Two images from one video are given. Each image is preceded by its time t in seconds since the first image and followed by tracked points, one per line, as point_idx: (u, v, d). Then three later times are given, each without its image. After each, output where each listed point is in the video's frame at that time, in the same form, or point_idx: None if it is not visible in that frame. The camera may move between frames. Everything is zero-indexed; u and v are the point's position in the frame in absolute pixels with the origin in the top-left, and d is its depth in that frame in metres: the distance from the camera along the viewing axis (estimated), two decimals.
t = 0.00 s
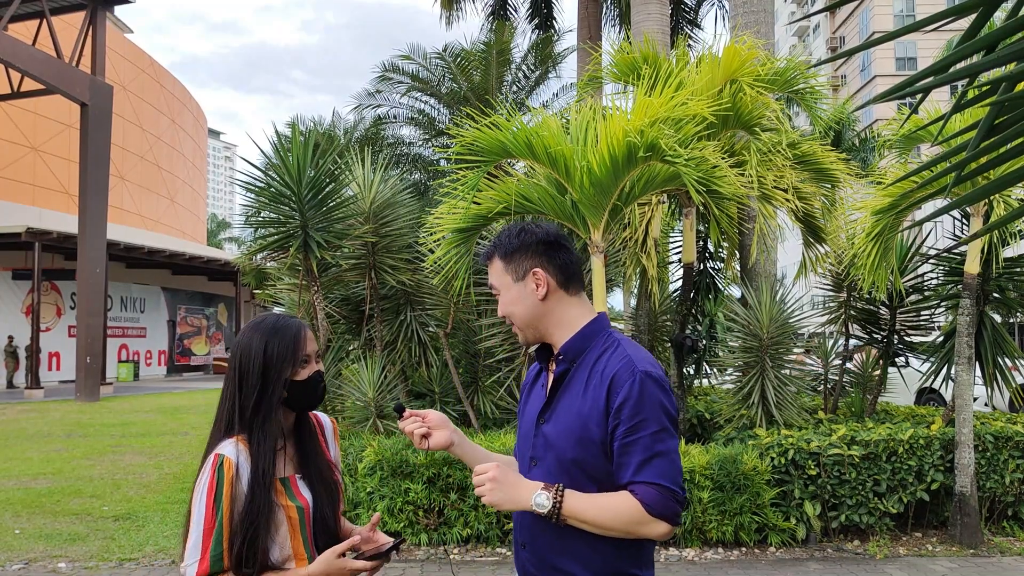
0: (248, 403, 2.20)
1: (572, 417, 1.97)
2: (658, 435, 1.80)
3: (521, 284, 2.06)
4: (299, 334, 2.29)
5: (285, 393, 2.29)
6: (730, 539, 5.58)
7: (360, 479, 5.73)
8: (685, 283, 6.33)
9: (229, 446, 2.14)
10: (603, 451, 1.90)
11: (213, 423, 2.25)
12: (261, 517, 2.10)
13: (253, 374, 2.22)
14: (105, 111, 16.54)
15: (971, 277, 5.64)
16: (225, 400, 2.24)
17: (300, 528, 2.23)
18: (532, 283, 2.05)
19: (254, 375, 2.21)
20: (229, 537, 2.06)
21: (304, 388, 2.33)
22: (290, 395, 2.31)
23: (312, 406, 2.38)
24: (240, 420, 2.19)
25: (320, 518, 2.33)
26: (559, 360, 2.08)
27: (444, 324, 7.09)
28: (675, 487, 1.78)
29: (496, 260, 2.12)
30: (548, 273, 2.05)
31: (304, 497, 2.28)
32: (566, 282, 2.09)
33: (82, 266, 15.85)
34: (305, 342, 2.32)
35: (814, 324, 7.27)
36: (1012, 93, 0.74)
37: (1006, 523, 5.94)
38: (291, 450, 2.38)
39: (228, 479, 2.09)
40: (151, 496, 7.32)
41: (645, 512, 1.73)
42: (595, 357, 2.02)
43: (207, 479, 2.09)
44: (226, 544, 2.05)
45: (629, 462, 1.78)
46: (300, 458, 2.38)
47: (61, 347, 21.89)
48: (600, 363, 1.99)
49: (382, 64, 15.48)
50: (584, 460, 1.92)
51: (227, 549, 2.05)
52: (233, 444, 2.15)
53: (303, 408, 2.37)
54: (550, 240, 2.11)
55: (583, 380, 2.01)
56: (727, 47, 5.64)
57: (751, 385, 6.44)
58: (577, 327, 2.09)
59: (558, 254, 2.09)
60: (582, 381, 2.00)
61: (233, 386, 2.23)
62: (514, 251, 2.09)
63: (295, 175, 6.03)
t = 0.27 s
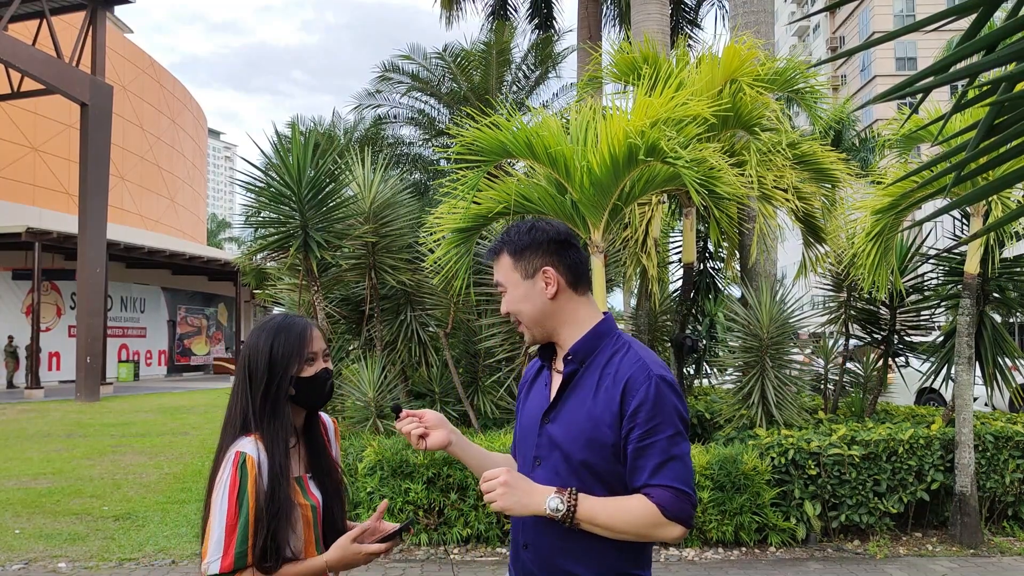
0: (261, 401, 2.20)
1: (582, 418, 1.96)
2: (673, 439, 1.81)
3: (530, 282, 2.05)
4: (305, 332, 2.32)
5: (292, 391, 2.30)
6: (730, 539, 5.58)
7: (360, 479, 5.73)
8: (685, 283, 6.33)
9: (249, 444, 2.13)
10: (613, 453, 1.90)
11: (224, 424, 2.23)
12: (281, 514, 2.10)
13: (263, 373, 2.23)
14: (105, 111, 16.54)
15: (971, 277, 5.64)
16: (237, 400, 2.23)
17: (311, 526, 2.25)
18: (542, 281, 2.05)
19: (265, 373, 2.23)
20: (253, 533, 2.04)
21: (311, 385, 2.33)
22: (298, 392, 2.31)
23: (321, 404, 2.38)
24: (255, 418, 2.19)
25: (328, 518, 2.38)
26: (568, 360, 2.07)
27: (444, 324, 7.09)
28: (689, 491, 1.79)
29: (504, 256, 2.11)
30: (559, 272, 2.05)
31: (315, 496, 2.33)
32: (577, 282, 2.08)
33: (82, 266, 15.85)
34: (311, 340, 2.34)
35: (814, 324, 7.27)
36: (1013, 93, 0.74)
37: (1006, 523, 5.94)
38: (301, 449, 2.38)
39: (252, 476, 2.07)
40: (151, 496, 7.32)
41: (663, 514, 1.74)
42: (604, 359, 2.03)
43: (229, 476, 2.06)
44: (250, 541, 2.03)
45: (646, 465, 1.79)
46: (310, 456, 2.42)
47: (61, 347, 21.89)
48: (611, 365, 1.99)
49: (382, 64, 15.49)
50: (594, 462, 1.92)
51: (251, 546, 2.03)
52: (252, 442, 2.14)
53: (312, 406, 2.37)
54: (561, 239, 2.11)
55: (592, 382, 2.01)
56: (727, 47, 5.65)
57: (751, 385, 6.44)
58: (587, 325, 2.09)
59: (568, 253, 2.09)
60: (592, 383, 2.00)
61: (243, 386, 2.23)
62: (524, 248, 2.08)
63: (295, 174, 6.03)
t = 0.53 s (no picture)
0: (264, 396, 2.21)
1: (574, 421, 1.96)
2: (669, 444, 1.84)
3: (527, 283, 2.05)
4: (308, 329, 2.33)
5: (295, 387, 2.30)
6: (730, 539, 5.58)
7: (360, 480, 5.73)
8: (685, 283, 6.33)
9: (254, 435, 2.15)
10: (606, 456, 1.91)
11: (231, 419, 2.25)
12: (284, 505, 2.10)
13: (266, 369, 2.24)
14: (105, 111, 16.54)
15: (971, 277, 5.64)
16: (244, 393, 2.25)
17: (313, 521, 2.24)
18: (538, 282, 2.06)
19: (268, 369, 2.24)
20: (256, 522, 2.04)
21: (314, 382, 2.32)
22: (301, 389, 2.31)
23: (324, 401, 2.37)
24: (260, 412, 2.20)
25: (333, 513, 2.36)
26: (559, 362, 2.06)
27: (444, 324, 7.09)
28: (685, 494, 1.83)
29: (500, 255, 2.10)
30: (555, 274, 2.06)
31: (319, 492, 2.31)
32: (570, 285, 2.10)
33: (82, 266, 15.85)
34: (314, 337, 2.35)
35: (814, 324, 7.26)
36: (1012, 93, 0.74)
37: (1006, 523, 5.93)
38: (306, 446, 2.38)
39: (256, 466, 2.09)
40: (150, 496, 7.32)
41: (665, 519, 1.77)
42: (596, 362, 2.03)
43: (234, 465, 2.08)
44: (252, 530, 2.04)
45: (646, 471, 1.81)
46: (316, 454, 2.42)
47: (61, 347, 21.89)
48: (604, 370, 1.99)
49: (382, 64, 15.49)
50: (586, 466, 1.92)
51: (254, 535, 2.04)
52: (257, 433, 2.16)
53: (316, 404, 2.36)
54: (557, 241, 2.12)
55: (584, 385, 2.00)
56: (727, 47, 5.65)
57: (751, 385, 6.44)
58: (577, 329, 2.11)
59: (564, 256, 2.10)
60: (584, 386, 1.99)
61: (247, 381, 2.24)
62: (523, 248, 2.07)
63: (295, 174, 6.03)
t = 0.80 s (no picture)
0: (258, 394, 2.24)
1: (552, 423, 1.96)
2: (639, 449, 1.85)
3: (515, 287, 2.05)
4: (303, 329, 2.35)
5: (289, 386, 2.31)
6: (730, 539, 5.58)
7: (360, 479, 5.73)
8: (685, 283, 6.33)
9: (245, 432, 2.18)
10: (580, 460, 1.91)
11: (228, 418, 2.28)
12: (275, 501, 2.11)
13: (260, 368, 2.27)
14: (105, 111, 16.54)
15: (971, 277, 5.65)
16: (238, 392, 2.29)
17: (305, 519, 2.23)
18: (527, 286, 2.06)
19: (261, 368, 2.27)
20: (246, 517, 2.06)
21: (308, 381, 2.33)
22: (296, 388, 2.32)
23: (320, 400, 2.38)
24: (253, 410, 2.22)
25: (328, 511, 2.34)
26: (542, 366, 2.06)
27: (444, 324, 7.09)
28: (649, 500, 1.84)
29: (490, 259, 2.10)
30: (544, 278, 2.06)
31: (312, 490, 2.30)
32: (558, 289, 2.10)
33: (82, 266, 15.84)
34: (308, 337, 2.36)
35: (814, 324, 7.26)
36: (1012, 93, 0.74)
37: (1006, 523, 5.93)
38: (303, 445, 2.38)
39: (246, 462, 2.11)
40: (150, 496, 7.32)
41: (626, 522, 1.78)
42: (578, 366, 2.03)
43: (225, 460, 2.11)
44: (243, 524, 2.06)
45: (612, 474, 1.82)
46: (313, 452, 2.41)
47: (61, 347, 21.88)
48: (584, 374, 2.00)
49: (382, 63, 15.49)
50: (561, 468, 1.93)
51: (244, 529, 2.05)
52: (250, 431, 2.18)
53: (311, 404, 2.37)
54: (547, 246, 2.11)
55: (565, 389, 2.01)
56: (727, 47, 5.65)
57: (752, 385, 6.44)
58: (561, 332, 2.09)
59: (553, 260, 2.10)
60: (565, 390, 2.00)
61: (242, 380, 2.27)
62: (511, 253, 2.07)
63: (295, 174, 6.04)
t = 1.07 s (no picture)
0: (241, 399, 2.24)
1: (536, 412, 1.98)
2: (602, 434, 1.81)
3: (517, 282, 2.04)
4: (289, 333, 2.35)
5: (275, 390, 2.31)
6: (730, 539, 5.58)
7: (360, 479, 5.73)
8: (686, 283, 6.33)
9: (226, 438, 2.19)
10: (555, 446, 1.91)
11: (212, 421, 2.30)
12: (253, 508, 2.12)
13: (245, 372, 2.27)
14: (105, 111, 16.54)
15: (971, 277, 5.64)
16: (223, 397, 2.30)
17: (284, 524, 2.23)
18: (528, 283, 2.05)
19: (247, 372, 2.27)
20: (223, 524, 2.08)
21: (294, 385, 2.34)
22: (281, 391, 2.33)
23: (305, 403, 2.39)
24: (235, 415, 2.23)
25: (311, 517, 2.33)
26: (532, 358, 2.07)
27: (444, 324, 7.09)
28: (603, 489, 1.78)
29: (493, 253, 2.08)
30: (545, 276, 2.06)
31: (292, 495, 2.30)
32: (557, 288, 2.10)
33: (82, 266, 15.84)
34: (294, 340, 2.37)
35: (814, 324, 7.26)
36: (1012, 93, 0.74)
37: (1006, 523, 5.93)
38: (288, 448, 2.39)
39: (224, 468, 2.12)
40: (151, 496, 7.32)
41: (569, 502, 1.76)
42: (568, 358, 2.03)
43: (204, 466, 2.13)
44: (219, 530, 2.07)
45: (568, 455, 1.81)
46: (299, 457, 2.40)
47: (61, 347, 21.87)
48: (570, 365, 2.00)
49: (382, 63, 15.50)
50: (538, 455, 1.93)
51: (221, 535, 2.07)
52: (231, 436, 2.19)
53: (297, 407, 2.37)
54: (549, 245, 2.11)
55: (551, 379, 2.01)
56: (727, 47, 5.65)
57: (752, 385, 6.45)
58: (556, 329, 2.09)
59: (554, 260, 2.10)
60: (551, 379, 2.01)
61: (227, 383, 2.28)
62: (517, 248, 2.05)
63: (295, 174, 6.04)
